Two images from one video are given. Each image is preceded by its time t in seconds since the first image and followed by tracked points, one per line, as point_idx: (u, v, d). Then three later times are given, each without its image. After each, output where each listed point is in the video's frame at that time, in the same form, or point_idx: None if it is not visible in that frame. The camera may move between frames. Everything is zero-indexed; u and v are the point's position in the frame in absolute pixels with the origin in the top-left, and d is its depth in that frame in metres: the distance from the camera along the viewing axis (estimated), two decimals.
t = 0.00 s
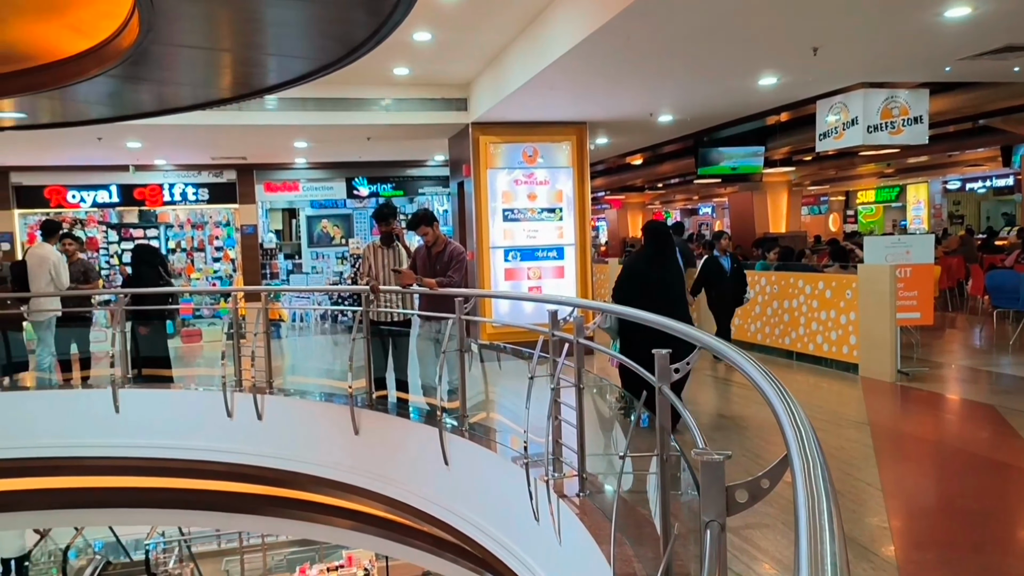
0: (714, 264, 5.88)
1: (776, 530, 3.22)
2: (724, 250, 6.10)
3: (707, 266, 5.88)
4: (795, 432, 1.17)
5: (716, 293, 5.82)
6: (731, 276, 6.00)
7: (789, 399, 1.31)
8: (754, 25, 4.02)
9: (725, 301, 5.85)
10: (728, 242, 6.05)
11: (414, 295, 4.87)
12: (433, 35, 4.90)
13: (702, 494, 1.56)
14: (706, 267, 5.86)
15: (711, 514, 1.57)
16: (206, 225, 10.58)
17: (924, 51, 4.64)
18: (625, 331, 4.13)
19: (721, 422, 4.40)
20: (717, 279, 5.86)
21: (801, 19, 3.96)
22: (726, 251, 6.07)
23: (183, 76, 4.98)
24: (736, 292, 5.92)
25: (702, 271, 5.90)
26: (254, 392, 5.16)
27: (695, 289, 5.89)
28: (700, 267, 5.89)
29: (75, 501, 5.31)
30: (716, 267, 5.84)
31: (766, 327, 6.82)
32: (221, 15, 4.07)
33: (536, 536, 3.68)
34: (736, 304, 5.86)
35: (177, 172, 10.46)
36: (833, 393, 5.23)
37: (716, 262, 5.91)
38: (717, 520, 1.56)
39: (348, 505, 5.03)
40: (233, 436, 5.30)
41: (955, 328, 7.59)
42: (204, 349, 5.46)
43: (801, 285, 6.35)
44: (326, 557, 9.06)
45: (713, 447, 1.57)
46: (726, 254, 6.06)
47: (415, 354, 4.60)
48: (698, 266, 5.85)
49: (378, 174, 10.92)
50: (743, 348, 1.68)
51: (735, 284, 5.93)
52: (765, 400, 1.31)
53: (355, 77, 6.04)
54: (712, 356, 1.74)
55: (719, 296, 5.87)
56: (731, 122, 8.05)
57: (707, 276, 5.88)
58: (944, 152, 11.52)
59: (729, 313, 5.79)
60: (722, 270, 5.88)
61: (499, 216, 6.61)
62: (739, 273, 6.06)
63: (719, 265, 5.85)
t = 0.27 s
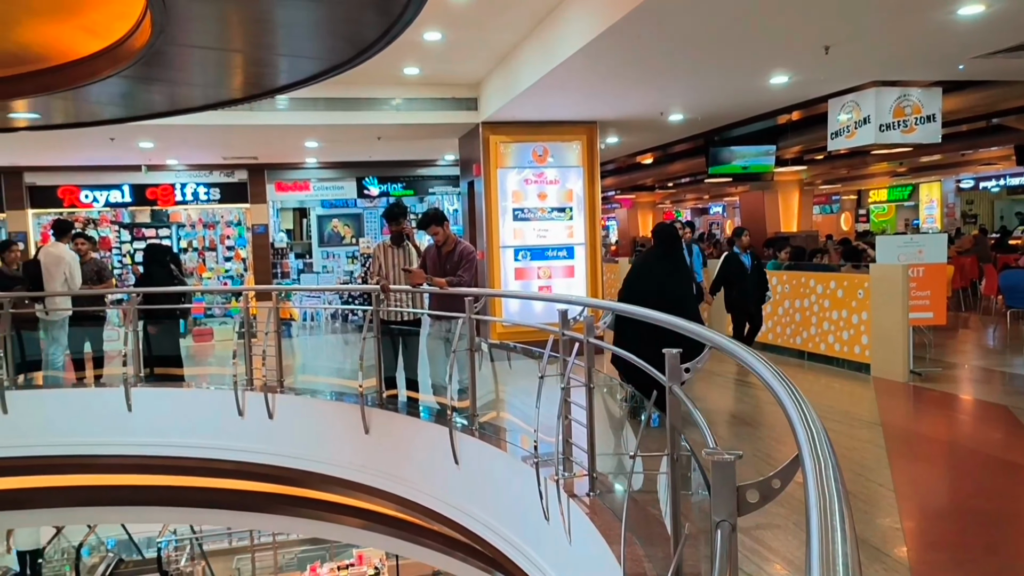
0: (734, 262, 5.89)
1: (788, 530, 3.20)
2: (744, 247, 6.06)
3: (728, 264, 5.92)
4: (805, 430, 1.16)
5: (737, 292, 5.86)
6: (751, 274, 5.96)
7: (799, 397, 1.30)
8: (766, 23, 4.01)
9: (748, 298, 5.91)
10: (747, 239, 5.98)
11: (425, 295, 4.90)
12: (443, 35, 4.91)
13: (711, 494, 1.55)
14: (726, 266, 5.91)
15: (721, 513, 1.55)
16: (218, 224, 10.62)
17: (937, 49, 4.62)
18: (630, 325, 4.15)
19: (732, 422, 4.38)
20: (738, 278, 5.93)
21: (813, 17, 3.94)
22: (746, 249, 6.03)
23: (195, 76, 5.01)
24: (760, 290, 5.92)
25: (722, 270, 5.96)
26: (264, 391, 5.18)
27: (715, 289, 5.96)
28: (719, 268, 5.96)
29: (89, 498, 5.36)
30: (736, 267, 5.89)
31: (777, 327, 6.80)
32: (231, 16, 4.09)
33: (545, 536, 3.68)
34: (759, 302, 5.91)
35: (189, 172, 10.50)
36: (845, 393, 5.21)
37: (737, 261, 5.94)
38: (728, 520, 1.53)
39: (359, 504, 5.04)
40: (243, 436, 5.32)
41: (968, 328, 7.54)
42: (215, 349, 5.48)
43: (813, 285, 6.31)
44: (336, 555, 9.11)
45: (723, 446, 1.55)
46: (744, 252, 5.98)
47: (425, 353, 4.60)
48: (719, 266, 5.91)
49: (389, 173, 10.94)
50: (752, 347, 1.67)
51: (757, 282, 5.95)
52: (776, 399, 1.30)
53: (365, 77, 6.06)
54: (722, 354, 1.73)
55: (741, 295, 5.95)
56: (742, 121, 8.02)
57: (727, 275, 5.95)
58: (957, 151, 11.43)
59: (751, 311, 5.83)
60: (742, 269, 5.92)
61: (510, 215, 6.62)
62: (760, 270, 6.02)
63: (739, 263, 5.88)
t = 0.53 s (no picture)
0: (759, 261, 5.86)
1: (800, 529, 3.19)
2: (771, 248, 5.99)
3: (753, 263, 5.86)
4: (818, 428, 1.16)
5: (762, 292, 5.86)
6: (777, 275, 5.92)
7: (811, 395, 1.31)
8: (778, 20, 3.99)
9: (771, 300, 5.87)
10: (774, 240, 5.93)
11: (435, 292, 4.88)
12: (454, 32, 4.92)
13: (723, 491, 1.55)
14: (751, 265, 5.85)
15: (734, 509, 1.55)
16: (230, 222, 10.71)
17: (952, 45, 4.58)
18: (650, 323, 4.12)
19: (743, 420, 4.36)
20: (763, 278, 5.89)
21: (826, 13, 3.92)
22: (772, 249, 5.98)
23: (207, 75, 5.04)
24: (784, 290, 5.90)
25: (747, 269, 5.91)
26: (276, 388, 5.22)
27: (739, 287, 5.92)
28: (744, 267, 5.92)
29: (108, 493, 5.46)
30: (762, 267, 5.85)
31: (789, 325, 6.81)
32: (243, 15, 4.11)
33: (556, 533, 3.68)
34: (782, 304, 5.86)
35: (202, 170, 10.58)
36: (857, 391, 5.20)
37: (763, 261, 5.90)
38: (739, 517, 1.54)
39: (370, 501, 5.06)
40: (256, 432, 5.36)
41: (982, 326, 7.49)
42: (228, 346, 5.53)
43: (825, 283, 6.31)
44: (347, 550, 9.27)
45: (736, 444, 1.56)
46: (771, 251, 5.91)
47: (436, 350, 4.61)
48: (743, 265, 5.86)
49: (400, 171, 10.96)
50: (762, 345, 1.67)
51: (781, 283, 5.90)
52: (788, 396, 1.30)
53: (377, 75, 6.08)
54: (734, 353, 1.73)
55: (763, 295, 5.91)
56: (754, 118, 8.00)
57: (753, 274, 5.90)
58: (971, 148, 11.34)
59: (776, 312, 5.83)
60: (767, 270, 5.88)
61: (521, 213, 6.64)
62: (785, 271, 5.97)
63: (764, 264, 5.85)
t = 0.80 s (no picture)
0: (802, 255, 5.77)
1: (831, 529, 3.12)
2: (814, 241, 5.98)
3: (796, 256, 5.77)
4: (848, 424, 1.14)
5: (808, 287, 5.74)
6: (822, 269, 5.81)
7: (840, 392, 1.28)
8: (805, 13, 3.93)
9: (818, 293, 5.73)
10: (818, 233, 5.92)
11: (458, 290, 4.92)
12: (477, 30, 4.92)
13: (753, 490, 1.54)
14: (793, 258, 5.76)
15: (762, 507, 1.54)
16: (255, 221, 10.81)
17: (985, 36, 4.47)
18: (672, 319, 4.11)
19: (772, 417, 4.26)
20: (807, 271, 5.78)
21: (854, 6, 3.85)
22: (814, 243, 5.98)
23: (232, 75, 5.08)
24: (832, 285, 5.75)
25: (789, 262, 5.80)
26: (300, 385, 5.28)
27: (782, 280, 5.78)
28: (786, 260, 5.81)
29: (137, 488, 5.55)
30: (805, 259, 5.74)
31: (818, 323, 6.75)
32: (269, 16, 4.14)
33: (579, 530, 3.67)
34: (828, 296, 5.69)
35: (227, 170, 10.74)
36: (887, 389, 5.12)
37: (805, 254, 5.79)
38: (769, 515, 1.53)
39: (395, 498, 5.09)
40: (282, 428, 5.42)
41: (1016, 324, 7.32)
42: (252, 344, 5.58)
43: (853, 279, 6.26)
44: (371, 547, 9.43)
45: (766, 441, 1.53)
46: (814, 245, 5.95)
47: (460, 348, 4.59)
48: (785, 258, 5.77)
49: (423, 169, 11.02)
50: (787, 340, 1.65)
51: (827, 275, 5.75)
52: (819, 394, 1.27)
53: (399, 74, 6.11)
54: (760, 349, 1.71)
55: (809, 289, 5.77)
56: (780, 112, 7.91)
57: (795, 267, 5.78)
58: (1004, 142, 11.08)
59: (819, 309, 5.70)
60: (811, 262, 5.79)
61: (543, 210, 6.63)
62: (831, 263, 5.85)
63: (807, 256, 5.75)
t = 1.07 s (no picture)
0: (852, 255, 5.67)
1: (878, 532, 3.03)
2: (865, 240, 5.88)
3: (847, 256, 5.66)
4: (899, 425, 1.11)
5: (858, 286, 5.63)
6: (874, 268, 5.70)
7: (888, 392, 1.24)
8: (848, 4, 3.85)
9: (869, 294, 5.61)
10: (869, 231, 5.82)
11: (493, 287, 4.85)
12: (511, 27, 4.93)
13: (797, 490, 1.49)
14: (842, 258, 5.66)
15: (808, 508, 1.48)
16: (291, 220, 11.09)
17: None
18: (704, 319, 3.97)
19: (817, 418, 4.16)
20: (857, 270, 5.66)
21: None
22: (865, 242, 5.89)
23: (270, 76, 5.15)
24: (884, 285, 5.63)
25: (839, 261, 5.69)
26: (337, 383, 5.35)
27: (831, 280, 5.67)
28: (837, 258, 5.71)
29: (179, 484, 5.63)
30: (856, 259, 5.62)
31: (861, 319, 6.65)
32: (306, 16, 4.17)
33: (617, 529, 3.64)
34: (880, 296, 5.58)
35: (265, 170, 10.97)
36: (932, 388, 5.01)
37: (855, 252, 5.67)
38: (814, 515, 1.47)
39: (429, 494, 5.10)
40: (320, 425, 5.51)
41: None
42: (290, 341, 5.70)
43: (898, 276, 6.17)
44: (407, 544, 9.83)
45: (811, 440, 1.49)
46: (866, 244, 5.86)
47: (496, 345, 4.58)
48: (835, 258, 5.67)
49: (457, 167, 11.11)
50: (832, 337, 1.62)
51: (878, 274, 5.63)
52: (867, 394, 1.23)
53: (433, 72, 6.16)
54: (803, 347, 1.67)
55: (859, 289, 5.66)
56: (819, 105, 7.79)
57: (845, 266, 5.67)
58: None
59: (870, 308, 5.60)
60: (862, 261, 5.67)
61: (578, 207, 6.63)
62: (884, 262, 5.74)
63: (859, 255, 5.64)
